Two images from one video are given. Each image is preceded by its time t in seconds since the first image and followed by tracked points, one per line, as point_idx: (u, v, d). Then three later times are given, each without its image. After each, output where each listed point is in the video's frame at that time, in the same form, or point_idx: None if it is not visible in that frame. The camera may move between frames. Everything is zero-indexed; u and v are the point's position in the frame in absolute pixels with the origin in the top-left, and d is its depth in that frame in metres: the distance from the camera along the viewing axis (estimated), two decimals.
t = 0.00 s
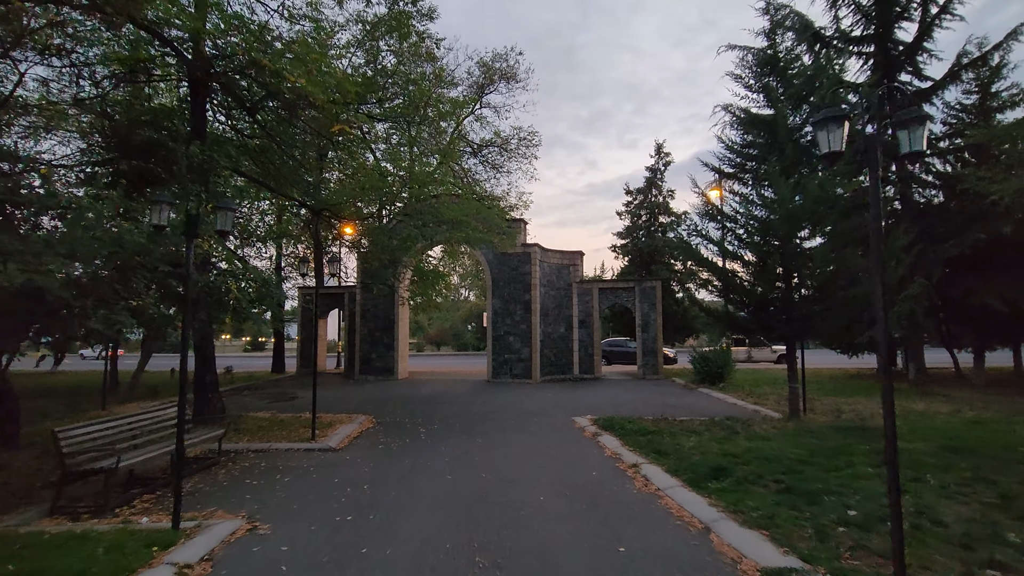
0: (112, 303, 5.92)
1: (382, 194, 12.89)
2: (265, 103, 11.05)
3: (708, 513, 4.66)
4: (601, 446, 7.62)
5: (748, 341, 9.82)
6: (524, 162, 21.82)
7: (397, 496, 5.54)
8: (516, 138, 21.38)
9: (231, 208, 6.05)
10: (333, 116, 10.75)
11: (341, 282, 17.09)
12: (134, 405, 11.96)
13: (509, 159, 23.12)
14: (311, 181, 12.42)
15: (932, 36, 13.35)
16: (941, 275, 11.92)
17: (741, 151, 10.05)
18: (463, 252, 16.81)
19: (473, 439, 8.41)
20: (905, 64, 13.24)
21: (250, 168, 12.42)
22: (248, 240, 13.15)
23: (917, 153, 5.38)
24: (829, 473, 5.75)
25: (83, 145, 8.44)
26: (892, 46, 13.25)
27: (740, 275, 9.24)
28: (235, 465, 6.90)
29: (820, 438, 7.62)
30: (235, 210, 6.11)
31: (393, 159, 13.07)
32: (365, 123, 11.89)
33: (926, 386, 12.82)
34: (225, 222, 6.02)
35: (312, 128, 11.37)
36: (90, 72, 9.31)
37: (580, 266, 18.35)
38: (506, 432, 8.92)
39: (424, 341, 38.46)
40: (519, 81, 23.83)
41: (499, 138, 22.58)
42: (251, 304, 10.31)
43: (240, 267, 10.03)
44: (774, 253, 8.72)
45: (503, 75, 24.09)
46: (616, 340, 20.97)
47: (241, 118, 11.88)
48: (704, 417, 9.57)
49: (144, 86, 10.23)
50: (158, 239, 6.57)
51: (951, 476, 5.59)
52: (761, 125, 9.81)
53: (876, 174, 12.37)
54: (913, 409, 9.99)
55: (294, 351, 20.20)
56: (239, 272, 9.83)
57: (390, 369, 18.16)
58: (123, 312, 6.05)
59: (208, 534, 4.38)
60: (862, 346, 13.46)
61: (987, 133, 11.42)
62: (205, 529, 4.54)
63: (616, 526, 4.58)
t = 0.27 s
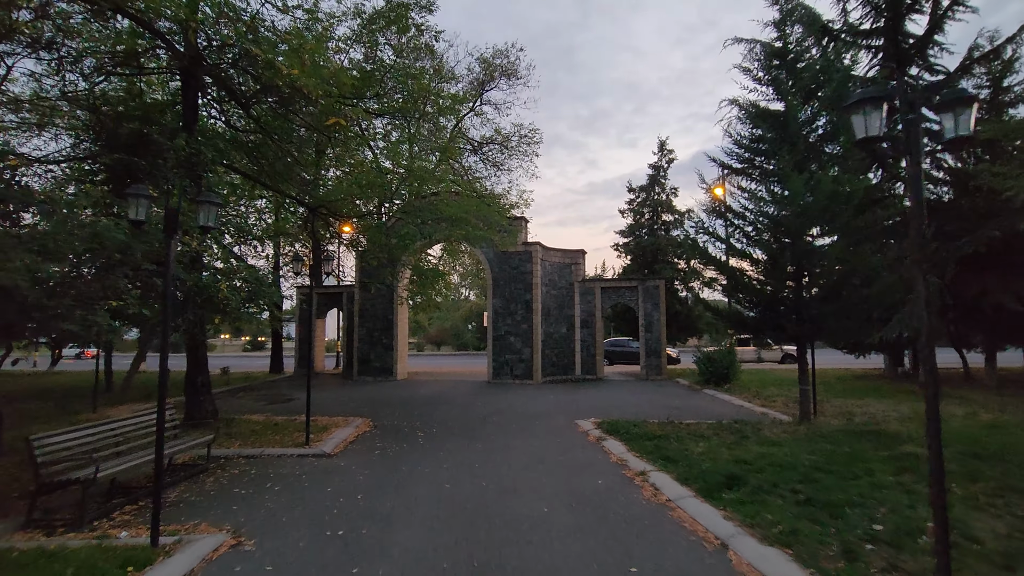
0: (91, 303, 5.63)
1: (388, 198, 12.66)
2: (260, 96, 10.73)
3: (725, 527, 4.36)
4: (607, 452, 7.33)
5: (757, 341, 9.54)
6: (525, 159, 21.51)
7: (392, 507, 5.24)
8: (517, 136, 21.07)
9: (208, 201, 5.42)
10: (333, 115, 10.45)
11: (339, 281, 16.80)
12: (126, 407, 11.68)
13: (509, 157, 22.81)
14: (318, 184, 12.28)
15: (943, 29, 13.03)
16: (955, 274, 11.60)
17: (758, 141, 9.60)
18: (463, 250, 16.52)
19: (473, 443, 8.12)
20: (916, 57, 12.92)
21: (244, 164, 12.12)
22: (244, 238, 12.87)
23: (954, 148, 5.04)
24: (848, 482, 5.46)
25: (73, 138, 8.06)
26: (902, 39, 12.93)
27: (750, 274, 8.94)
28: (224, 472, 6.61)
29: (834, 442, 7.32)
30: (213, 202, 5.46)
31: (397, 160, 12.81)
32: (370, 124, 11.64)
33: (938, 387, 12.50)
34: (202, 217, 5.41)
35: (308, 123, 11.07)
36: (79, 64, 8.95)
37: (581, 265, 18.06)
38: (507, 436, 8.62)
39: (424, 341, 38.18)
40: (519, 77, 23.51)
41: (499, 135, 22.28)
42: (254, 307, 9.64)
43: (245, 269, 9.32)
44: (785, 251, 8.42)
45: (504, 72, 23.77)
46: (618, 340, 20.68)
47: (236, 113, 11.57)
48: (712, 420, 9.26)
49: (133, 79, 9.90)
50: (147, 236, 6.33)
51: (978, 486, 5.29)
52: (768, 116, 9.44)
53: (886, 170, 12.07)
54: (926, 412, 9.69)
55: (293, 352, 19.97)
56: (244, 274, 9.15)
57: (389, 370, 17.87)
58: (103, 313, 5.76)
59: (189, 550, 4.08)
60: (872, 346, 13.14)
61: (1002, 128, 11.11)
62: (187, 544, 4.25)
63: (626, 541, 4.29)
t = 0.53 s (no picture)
0: (71, 298, 5.39)
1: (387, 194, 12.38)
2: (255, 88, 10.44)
3: (745, 537, 4.09)
4: (613, 453, 7.08)
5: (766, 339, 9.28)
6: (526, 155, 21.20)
7: (390, 514, 4.96)
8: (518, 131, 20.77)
9: (194, 188, 5.17)
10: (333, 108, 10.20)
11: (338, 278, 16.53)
12: (120, 407, 11.43)
13: (511, 153, 22.50)
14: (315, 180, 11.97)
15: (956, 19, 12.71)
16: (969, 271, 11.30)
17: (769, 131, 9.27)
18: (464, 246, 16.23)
19: (475, 444, 7.86)
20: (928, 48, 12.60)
21: (239, 158, 11.83)
22: (240, 234, 12.59)
23: (1001, 114, 5.01)
24: (870, 487, 5.19)
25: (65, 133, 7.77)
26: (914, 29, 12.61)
27: (760, 270, 8.65)
28: (216, 475, 6.35)
29: (851, 444, 7.05)
30: (200, 189, 5.23)
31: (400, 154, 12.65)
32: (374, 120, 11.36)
33: (950, 387, 12.21)
34: (188, 205, 5.16)
35: (305, 115, 10.79)
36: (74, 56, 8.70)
37: (584, 262, 17.78)
38: (510, 438, 8.33)
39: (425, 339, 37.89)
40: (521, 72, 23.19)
41: (500, 131, 21.97)
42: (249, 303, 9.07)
43: (237, 263, 8.75)
44: (797, 245, 8.14)
45: (505, 66, 23.45)
46: (621, 338, 20.40)
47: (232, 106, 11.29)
48: (721, 421, 8.98)
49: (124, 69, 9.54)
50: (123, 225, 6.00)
51: (1008, 491, 5.01)
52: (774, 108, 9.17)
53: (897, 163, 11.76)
54: (942, 412, 9.41)
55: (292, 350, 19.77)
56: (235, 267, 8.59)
57: (389, 368, 17.60)
58: (84, 308, 5.50)
59: (171, 562, 3.81)
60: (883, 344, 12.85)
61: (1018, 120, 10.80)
62: (172, 555, 3.98)
63: (639, 552, 4.00)
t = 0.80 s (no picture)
0: (50, 295, 5.19)
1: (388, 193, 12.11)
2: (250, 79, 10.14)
3: (770, 552, 3.82)
4: (622, 457, 6.81)
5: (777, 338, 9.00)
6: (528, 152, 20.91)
7: (389, 525, 4.68)
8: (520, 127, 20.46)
9: (178, 176, 4.83)
10: (331, 102, 9.90)
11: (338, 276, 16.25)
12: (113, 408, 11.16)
13: (512, 149, 22.19)
14: (313, 176, 11.67)
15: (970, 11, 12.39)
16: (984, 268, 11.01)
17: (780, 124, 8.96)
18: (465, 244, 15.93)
19: (478, 447, 7.59)
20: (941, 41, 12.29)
21: (235, 152, 11.53)
22: (237, 231, 12.31)
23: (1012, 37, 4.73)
24: (896, 496, 4.91)
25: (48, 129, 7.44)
26: (927, 21, 12.29)
27: (772, 267, 8.37)
28: (207, 481, 6.07)
29: (869, 448, 6.77)
30: (184, 177, 4.89)
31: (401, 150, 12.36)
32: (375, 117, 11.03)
33: (964, 387, 11.92)
34: (171, 194, 4.80)
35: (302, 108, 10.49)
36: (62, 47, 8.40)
37: (587, 260, 17.49)
38: (513, 441, 8.05)
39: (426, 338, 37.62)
40: (522, 68, 22.88)
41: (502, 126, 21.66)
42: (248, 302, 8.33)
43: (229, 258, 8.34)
44: (811, 242, 7.86)
45: (506, 62, 23.14)
46: (624, 337, 20.12)
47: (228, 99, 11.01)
48: (732, 423, 8.69)
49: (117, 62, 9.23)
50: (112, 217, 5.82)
51: None
52: (788, 100, 8.84)
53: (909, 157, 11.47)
54: (959, 414, 9.12)
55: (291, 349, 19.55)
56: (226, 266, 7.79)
57: (388, 368, 17.31)
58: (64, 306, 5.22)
59: None
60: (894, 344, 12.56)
61: None
62: (152, 571, 3.70)
63: (655, 567, 3.73)
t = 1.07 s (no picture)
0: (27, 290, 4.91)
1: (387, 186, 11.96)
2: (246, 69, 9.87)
3: (794, 566, 3.55)
4: (629, 460, 6.55)
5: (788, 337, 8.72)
6: (529, 147, 20.62)
7: (387, 534, 4.41)
8: (521, 122, 20.17)
9: (154, 160, 4.66)
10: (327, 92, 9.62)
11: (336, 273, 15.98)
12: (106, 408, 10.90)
13: (514, 144, 21.90)
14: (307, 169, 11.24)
15: None
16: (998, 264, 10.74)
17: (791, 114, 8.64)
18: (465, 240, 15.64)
19: (479, 450, 7.33)
20: (953, 31, 11.99)
21: (230, 146, 11.26)
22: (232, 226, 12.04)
23: None
24: (921, 503, 4.64)
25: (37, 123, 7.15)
26: (939, 11, 11.99)
27: (784, 264, 8.08)
28: (196, 485, 5.81)
29: (886, 450, 6.51)
30: (160, 162, 4.73)
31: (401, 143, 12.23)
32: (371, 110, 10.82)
33: (976, 387, 11.63)
34: (147, 180, 4.64)
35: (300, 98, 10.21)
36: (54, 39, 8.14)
37: (589, 256, 17.23)
38: (516, 442, 7.78)
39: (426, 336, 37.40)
40: (523, 62, 22.59)
41: (502, 122, 21.37)
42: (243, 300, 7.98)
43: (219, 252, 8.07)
44: (825, 237, 7.58)
45: (507, 57, 22.84)
46: (626, 335, 19.86)
47: (223, 91, 10.73)
48: (742, 424, 8.42)
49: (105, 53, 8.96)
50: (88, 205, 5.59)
51: None
52: (800, 89, 8.50)
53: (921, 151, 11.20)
54: (974, 414, 8.86)
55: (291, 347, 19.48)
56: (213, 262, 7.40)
57: (387, 366, 17.06)
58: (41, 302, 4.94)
59: None
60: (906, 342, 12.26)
61: None
62: None
63: None
